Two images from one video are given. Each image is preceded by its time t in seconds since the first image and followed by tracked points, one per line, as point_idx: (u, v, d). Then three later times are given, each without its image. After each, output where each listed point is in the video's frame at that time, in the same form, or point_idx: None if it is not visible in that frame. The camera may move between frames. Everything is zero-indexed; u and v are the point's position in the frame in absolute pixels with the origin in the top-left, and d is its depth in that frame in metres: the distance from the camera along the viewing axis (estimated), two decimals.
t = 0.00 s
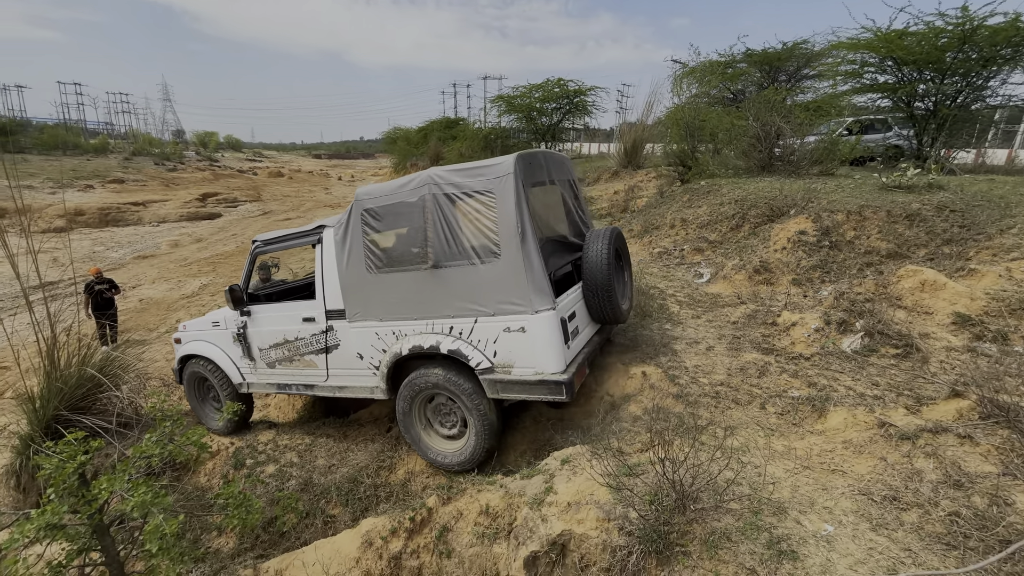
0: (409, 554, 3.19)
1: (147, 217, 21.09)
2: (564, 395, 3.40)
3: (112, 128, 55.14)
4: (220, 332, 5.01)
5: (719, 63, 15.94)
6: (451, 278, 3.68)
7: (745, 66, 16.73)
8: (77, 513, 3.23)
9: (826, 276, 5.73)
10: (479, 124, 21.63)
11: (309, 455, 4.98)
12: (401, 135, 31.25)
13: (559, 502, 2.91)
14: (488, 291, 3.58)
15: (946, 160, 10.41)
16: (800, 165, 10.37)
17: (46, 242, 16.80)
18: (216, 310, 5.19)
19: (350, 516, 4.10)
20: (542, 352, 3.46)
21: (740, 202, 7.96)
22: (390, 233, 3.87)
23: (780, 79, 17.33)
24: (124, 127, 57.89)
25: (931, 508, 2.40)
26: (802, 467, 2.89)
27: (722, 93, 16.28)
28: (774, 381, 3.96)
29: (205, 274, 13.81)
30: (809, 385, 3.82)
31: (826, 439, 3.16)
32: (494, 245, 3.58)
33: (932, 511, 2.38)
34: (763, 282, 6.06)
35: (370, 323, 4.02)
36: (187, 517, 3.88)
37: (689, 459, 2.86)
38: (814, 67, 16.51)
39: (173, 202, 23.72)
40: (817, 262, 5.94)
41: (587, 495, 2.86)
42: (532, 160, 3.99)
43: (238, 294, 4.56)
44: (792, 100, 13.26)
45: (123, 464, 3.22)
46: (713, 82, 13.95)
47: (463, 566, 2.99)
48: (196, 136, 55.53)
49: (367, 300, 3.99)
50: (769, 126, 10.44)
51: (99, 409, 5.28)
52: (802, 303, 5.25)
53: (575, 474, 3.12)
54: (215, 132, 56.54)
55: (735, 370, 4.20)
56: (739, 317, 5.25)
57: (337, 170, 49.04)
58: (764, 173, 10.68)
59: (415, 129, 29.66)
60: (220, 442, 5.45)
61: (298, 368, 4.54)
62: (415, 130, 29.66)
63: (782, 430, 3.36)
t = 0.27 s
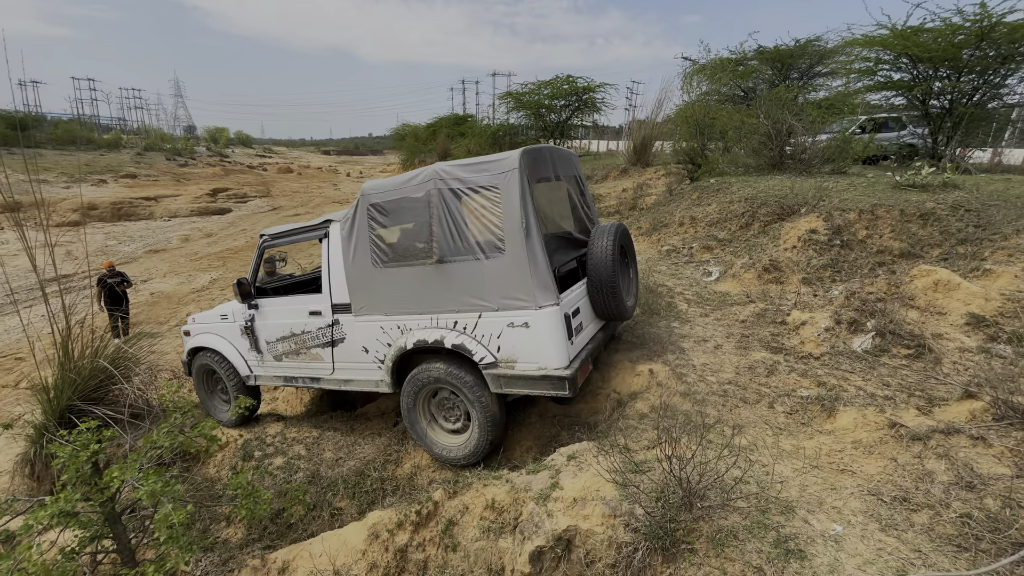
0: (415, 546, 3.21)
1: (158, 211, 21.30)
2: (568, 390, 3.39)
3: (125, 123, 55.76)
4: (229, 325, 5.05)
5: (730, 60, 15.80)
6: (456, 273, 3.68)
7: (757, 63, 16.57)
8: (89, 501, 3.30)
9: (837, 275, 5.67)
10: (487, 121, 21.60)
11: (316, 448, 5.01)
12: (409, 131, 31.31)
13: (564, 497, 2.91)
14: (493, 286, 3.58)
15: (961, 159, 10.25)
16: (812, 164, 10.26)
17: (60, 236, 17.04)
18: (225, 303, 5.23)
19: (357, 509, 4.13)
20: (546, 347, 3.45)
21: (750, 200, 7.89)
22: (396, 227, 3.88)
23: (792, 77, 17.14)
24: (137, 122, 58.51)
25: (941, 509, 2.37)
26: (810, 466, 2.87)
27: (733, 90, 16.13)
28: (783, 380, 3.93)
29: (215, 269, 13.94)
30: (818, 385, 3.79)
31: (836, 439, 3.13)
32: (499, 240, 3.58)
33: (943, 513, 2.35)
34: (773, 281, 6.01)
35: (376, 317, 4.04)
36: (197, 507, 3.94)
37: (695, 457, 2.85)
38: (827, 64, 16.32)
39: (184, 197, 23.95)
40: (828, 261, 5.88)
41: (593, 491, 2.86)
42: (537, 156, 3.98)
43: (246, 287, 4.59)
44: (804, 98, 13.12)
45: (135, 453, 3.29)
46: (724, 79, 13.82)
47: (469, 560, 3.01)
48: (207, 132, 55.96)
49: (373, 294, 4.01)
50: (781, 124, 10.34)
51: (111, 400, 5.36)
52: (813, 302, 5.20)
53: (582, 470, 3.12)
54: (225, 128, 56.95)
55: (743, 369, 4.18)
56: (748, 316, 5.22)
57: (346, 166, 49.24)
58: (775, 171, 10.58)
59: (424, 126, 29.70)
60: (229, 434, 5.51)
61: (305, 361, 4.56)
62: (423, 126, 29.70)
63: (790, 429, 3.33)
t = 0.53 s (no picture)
0: (417, 544, 3.23)
1: (161, 209, 21.37)
2: (573, 391, 3.41)
3: (129, 121, 55.95)
4: (234, 323, 5.08)
5: (733, 60, 15.81)
6: (462, 273, 3.70)
7: (760, 64, 16.57)
8: (94, 497, 3.35)
9: (839, 276, 5.68)
10: (490, 121, 21.61)
11: (318, 445, 5.04)
12: (412, 130, 31.36)
13: (566, 496, 2.93)
14: (499, 287, 3.60)
15: (964, 161, 10.24)
16: (814, 165, 10.26)
17: (64, 233, 17.12)
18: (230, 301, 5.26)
19: (359, 507, 4.16)
20: (551, 347, 3.47)
21: (753, 201, 7.90)
22: (402, 226, 3.91)
23: (795, 77, 17.13)
24: (140, 121, 58.71)
25: (941, 510, 2.38)
26: (811, 467, 2.88)
27: (736, 91, 16.13)
28: (784, 381, 3.94)
29: (217, 267, 13.98)
30: (819, 386, 3.80)
31: (836, 440, 3.15)
32: (506, 240, 3.60)
33: (942, 514, 2.36)
34: (775, 282, 6.02)
35: (381, 316, 4.06)
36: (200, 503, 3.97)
37: (696, 457, 2.87)
38: (830, 65, 16.30)
39: (187, 195, 24.04)
40: (830, 263, 5.89)
41: (594, 490, 2.87)
42: (544, 157, 4.00)
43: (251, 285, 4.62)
44: (807, 99, 13.11)
45: (139, 450, 3.33)
46: (727, 79, 13.82)
47: (470, 558, 3.03)
48: (210, 130, 56.07)
49: (379, 293, 4.03)
50: (784, 125, 10.33)
51: (116, 396, 5.40)
52: (814, 304, 5.21)
53: (583, 469, 3.13)
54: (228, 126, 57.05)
55: (745, 370, 4.19)
56: (750, 317, 5.23)
57: (348, 165, 49.31)
58: (777, 172, 10.58)
59: (426, 125, 29.76)
60: (232, 431, 5.55)
61: (310, 359, 4.59)
62: (426, 126, 29.76)
63: (791, 430, 3.35)
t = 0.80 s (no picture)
0: (415, 544, 3.25)
1: (159, 209, 21.35)
2: (575, 393, 3.43)
3: (127, 121, 55.88)
4: (235, 324, 5.09)
5: (731, 63, 15.88)
6: (465, 275, 3.72)
7: (758, 67, 16.64)
8: (93, 496, 3.36)
9: (835, 279, 5.72)
10: (488, 122, 21.64)
11: (317, 446, 5.06)
12: (411, 132, 31.38)
13: (564, 496, 2.95)
14: (502, 289, 3.62)
15: (961, 165, 10.30)
16: (811, 168, 10.32)
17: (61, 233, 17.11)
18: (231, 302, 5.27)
19: (358, 507, 4.18)
20: (554, 350, 3.49)
21: (750, 204, 7.94)
22: (406, 228, 3.93)
23: (793, 81, 17.20)
24: (138, 120, 58.63)
25: (934, 511, 2.41)
26: (806, 468, 2.91)
27: (734, 94, 16.20)
28: (780, 383, 3.97)
29: (215, 267, 13.97)
30: (815, 388, 3.83)
31: (831, 442, 3.18)
32: (509, 243, 3.62)
33: (936, 514, 2.39)
34: (771, 284, 6.06)
35: (383, 318, 4.08)
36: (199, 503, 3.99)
37: (693, 458, 2.89)
38: (828, 69, 16.38)
39: (185, 195, 24.02)
40: (826, 266, 5.94)
41: (592, 491, 2.90)
42: (547, 159, 4.02)
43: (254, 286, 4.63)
44: (805, 103, 13.18)
45: (138, 450, 3.35)
46: (726, 82, 13.87)
47: (468, 558, 3.04)
48: (209, 130, 56.01)
49: (381, 295, 4.05)
50: (781, 128, 10.39)
51: (114, 396, 5.41)
52: (811, 306, 5.25)
53: (581, 470, 3.16)
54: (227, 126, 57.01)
55: (742, 372, 4.22)
56: (747, 319, 5.26)
57: (347, 166, 49.30)
58: (775, 175, 10.63)
59: (425, 126, 29.80)
60: (231, 431, 5.55)
61: (311, 360, 4.61)
62: (425, 127, 29.79)
63: (787, 431, 3.37)
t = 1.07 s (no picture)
0: (411, 546, 3.24)
1: (156, 210, 21.30)
2: (572, 394, 3.44)
3: (124, 121, 55.77)
4: (231, 325, 5.08)
5: (728, 67, 15.94)
6: (463, 276, 3.72)
7: (755, 70, 16.70)
8: (87, 498, 3.35)
9: (832, 282, 5.74)
10: (486, 124, 21.67)
11: (313, 448, 5.04)
12: (409, 134, 31.40)
13: (560, 498, 2.95)
14: (500, 291, 3.63)
15: (956, 169, 10.36)
16: (808, 172, 10.37)
17: (56, 234, 17.05)
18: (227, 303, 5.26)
19: (354, 509, 4.16)
20: (551, 351, 3.51)
21: (747, 207, 7.96)
22: (403, 230, 3.93)
23: (790, 84, 17.28)
24: (135, 121, 58.53)
25: (929, 512, 2.42)
26: (801, 470, 2.92)
27: (731, 97, 16.26)
28: (776, 386, 3.98)
29: (212, 268, 13.93)
30: (810, 390, 3.84)
31: (827, 444, 3.18)
32: (506, 245, 3.63)
33: (930, 516, 2.40)
34: (768, 287, 6.08)
35: (380, 320, 4.08)
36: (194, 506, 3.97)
37: (689, 460, 2.90)
38: (825, 72, 16.46)
39: (182, 196, 23.97)
40: (823, 268, 5.96)
41: (588, 493, 2.90)
42: (545, 162, 4.03)
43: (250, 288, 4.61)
44: (802, 106, 13.24)
45: (133, 452, 3.34)
46: (722, 85, 13.92)
47: (464, 560, 3.04)
48: (206, 131, 55.92)
49: (379, 296, 4.05)
50: (778, 131, 10.43)
51: (109, 398, 5.39)
52: (807, 309, 5.27)
53: (578, 472, 3.15)
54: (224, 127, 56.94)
55: (738, 374, 4.23)
56: (744, 321, 5.27)
57: (345, 168, 49.28)
58: (771, 178, 10.67)
59: (423, 128, 29.82)
60: (227, 433, 5.54)
61: (308, 362, 4.60)
62: (422, 129, 29.81)
63: (783, 433, 3.38)
